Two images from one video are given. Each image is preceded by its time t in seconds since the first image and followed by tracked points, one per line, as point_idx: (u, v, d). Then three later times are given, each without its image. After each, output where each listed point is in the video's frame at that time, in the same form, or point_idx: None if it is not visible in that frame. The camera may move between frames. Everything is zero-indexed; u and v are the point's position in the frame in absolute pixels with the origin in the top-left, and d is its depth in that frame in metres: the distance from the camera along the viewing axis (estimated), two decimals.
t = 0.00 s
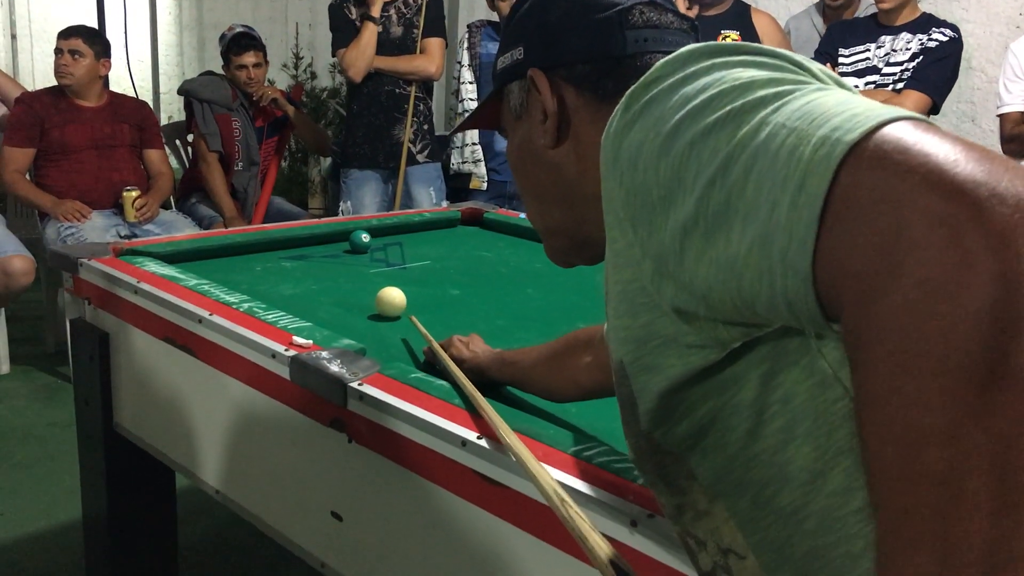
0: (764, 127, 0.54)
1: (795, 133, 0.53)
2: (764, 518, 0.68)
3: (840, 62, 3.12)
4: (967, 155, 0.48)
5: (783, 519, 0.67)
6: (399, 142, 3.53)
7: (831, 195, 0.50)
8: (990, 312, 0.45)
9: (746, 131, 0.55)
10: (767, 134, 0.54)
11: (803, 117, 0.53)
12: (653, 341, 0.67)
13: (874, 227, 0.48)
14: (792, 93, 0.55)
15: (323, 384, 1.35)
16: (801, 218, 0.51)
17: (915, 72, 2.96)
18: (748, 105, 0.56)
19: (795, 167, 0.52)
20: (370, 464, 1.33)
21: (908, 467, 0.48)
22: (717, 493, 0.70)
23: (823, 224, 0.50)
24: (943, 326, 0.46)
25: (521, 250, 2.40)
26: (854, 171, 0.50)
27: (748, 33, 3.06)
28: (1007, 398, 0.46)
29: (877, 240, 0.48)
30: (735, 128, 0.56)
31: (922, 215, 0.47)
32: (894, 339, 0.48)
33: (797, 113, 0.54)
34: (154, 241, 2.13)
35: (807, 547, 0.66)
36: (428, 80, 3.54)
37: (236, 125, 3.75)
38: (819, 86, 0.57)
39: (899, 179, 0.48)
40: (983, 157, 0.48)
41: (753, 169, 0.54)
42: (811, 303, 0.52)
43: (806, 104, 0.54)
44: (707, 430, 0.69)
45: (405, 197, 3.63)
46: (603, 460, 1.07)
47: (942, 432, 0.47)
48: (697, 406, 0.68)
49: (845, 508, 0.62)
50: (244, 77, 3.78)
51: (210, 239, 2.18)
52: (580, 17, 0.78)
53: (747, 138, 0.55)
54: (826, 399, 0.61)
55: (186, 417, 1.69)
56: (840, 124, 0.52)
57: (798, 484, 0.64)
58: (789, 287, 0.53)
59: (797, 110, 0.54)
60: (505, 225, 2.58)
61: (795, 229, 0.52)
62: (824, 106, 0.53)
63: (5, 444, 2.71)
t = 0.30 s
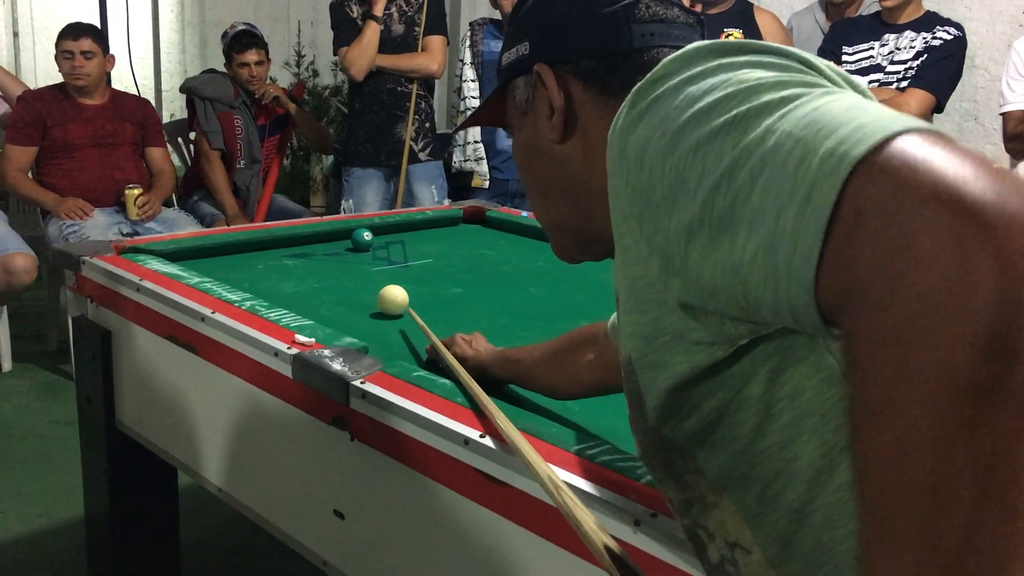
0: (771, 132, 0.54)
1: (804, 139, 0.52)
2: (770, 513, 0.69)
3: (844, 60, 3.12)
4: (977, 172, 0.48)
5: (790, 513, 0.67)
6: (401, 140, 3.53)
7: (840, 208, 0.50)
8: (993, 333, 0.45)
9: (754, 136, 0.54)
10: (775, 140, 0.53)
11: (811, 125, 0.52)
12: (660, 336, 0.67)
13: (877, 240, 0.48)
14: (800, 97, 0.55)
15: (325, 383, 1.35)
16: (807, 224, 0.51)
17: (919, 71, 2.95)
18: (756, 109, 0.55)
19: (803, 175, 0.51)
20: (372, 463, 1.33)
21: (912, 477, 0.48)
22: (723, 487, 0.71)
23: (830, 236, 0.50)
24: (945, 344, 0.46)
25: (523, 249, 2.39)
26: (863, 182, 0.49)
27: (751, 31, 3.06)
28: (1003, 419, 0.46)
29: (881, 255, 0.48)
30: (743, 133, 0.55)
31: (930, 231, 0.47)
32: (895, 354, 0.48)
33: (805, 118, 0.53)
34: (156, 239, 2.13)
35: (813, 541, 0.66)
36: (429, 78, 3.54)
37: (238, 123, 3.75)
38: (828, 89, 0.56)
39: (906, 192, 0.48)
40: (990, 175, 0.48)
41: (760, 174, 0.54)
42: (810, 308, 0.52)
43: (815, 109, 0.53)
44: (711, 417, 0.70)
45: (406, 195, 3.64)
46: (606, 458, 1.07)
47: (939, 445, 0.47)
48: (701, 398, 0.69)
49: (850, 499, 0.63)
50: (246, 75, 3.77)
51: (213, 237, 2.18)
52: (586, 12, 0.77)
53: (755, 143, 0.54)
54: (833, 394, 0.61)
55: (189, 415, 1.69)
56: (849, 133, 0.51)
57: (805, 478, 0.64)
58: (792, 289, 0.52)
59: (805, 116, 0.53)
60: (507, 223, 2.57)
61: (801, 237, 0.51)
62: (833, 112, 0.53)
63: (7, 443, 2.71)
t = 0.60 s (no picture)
0: (743, 213, 0.56)
1: (764, 240, 0.55)
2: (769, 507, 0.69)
3: (845, 59, 3.12)
4: (913, 311, 0.51)
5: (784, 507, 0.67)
6: (402, 139, 3.53)
7: (782, 326, 0.54)
8: (898, 467, 0.51)
9: (727, 211, 0.57)
10: (744, 224, 0.56)
11: (776, 221, 0.55)
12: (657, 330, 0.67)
13: (813, 358, 0.53)
14: (782, 166, 0.56)
15: (325, 380, 1.35)
16: (749, 330, 0.56)
17: (920, 70, 2.95)
18: (732, 183, 0.57)
19: (756, 282, 0.55)
20: (373, 461, 1.33)
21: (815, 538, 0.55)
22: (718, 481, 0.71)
23: (767, 348, 0.55)
24: (854, 471, 0.52)
25: (525, 248, 2.39)
26: (810, 302, 0.53)
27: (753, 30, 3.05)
28: (896, 526, 0.53)
29: (818, 368, 0.52)
30: (718, 205, 0.57)
31: (858, 378, 0.51)
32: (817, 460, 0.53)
33: (777, 200, 0.55)
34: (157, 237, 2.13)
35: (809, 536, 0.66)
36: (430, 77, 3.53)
37: (240, 122, 3.76)
38: (814, 150, 0.57)
39: (844, 326, 0.52)
40: (923, 315, 0.51)
41: (724, 257, 0.57)
42: (746, 372, 0.57)
43: (788, 195, 0.55)
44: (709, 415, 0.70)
45: (408, 194, 3.64)
46: (607, 458, 1.07)
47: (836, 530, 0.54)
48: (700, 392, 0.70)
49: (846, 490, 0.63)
50: (248, 73, 3.78)
51: (213, 236, 2.18)
52: None
53: (727, 218, 0.57)
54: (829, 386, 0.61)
55: (189, 414, 1.69)
56: (809, 238, 0.54)
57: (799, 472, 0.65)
58: (737, 357, 0.57)
59: (775, 204, 0.55)
60: (509, 222, 2.57)
61: (744, 331, 0.56)
62: (804, 201, 0.54)
63: (9, 441, 2.72)
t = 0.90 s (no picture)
0: (743, 188, 0.56)
1: (764, 215, 0.55)
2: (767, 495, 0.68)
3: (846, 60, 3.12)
4: (916, 287, 0.51)
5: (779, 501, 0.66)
6: (402, 138, 3.53)
7: (781, 298, 0.54)
8: (897, 433, 0.50)
9: (727, 187, 0.57)
10: (743, 201, 0.56)
11: (778, 198, 0.55)
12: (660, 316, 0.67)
13: (812, 329, 0.53)
14: (784, 144, 0.56)
15: (325, 380, 1.35)
16: (750, 304, 0.56)
17: (921, 70, 2.95)
18: (735, 162, 0.57)
19: (755, 259, 0.55)
20: (372, 460, 1.33)
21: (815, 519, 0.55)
22: (713, 468, 0.71)
23: (766, 325, 0.55)
24: (856, 438, 0.52)
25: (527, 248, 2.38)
26: (809, 275, 0.53)
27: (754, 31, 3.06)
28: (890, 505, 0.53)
29: (818, 347, 0.52)
30: (719, 182, 0.57)
31: (856, 346, 0.51)
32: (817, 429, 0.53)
33: (777, 174, 0.55)
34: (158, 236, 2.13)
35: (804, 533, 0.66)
36: (430, 76, 3.53)
37: (240, 121, 3.76)
38: (815, 131, 0.57)
39: (844, 296, 0.51)
40: (923, 285, 0.51)
41: (724, 235, 0.57)
42: (748, 349, 0.57)
43: (788, 172, 0.55)
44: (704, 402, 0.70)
45: (408, 194, 3.64)
46: (605, 457, 1.07)
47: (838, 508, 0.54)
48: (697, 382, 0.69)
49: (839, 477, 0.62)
50: (248, 73, 3.78)
51: (213, 236, 2.18)
52: None
53: (727, 194, 0.57)
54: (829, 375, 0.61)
55: (190, 413, 1.69)
56: (809, 212, 0.54)
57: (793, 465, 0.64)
58: (739, 335, 0.57)
59: (776, 179, 0.55)
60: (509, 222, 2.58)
61: (745, 305, 0.56)
62: (804, 177, 0.55)
63: (10, 439, 2.72)
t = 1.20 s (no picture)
0: (802, 130, 0.51)
1: (826, 156, 0.50)
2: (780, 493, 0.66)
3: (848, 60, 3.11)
4: (998, 227, 0.46)
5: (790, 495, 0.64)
6: (402, 138, 3.54)
7: (845, 243, 0.49)
8: (976, 388, 0.45)
9: (786, 130, 0.52)
10: (802, 144, 0.51)
11: (840, 138, 0.50)
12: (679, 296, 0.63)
13: (876, 281, 0.47)
14: (844, 86, 0.51)
15: (326, 379, 1.35)
16: (810, 253, 0.50)
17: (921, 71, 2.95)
18: (791, 105, 0.52)
19: (816, 202, 0.50)
20: (372, 459, 1.34)
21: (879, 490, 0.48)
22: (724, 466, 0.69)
23: (826, 279, 0.50)
24: (929, 406, 0.46)
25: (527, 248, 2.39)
26: (876, 212, 0.48)
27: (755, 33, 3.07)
28: (970, 472, 0.46)
29: (883, 292, 0.47)
30: (775, 127, 0.52)
31: (929, 288, 0.45)
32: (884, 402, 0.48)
33: (840, 115, 0.50)
34: (159, 234, 2.14)
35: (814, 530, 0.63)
36: (430, 76, 3.53)
37: (240, 120, 3.76)
38: (878, 77, 0.52)
39: (921, 241, 0.46)
40: (1006, 230, 0.46)
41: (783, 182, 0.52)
42: (811, 312, 0.51)
43: (850, 112, 0.50)
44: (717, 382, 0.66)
45: (408, 194, 3.64)
46: (606, 456, 1.08)
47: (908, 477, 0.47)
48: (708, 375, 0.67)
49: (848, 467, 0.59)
50: (249, 72, 3.78)
51: (213, 234, 2.18)
52: None
53: (786, 138, 0.52)
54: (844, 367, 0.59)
55: (190, 411, 1.70)
56: (875, 144, 0.49)
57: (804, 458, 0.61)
58: (797, 298, 0.52)
59: (836, 118, 0.50)
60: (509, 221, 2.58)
61: (805, 261, 0.50)
62: (868, 119, 0.50)
63: (10, 437, 2.72)
